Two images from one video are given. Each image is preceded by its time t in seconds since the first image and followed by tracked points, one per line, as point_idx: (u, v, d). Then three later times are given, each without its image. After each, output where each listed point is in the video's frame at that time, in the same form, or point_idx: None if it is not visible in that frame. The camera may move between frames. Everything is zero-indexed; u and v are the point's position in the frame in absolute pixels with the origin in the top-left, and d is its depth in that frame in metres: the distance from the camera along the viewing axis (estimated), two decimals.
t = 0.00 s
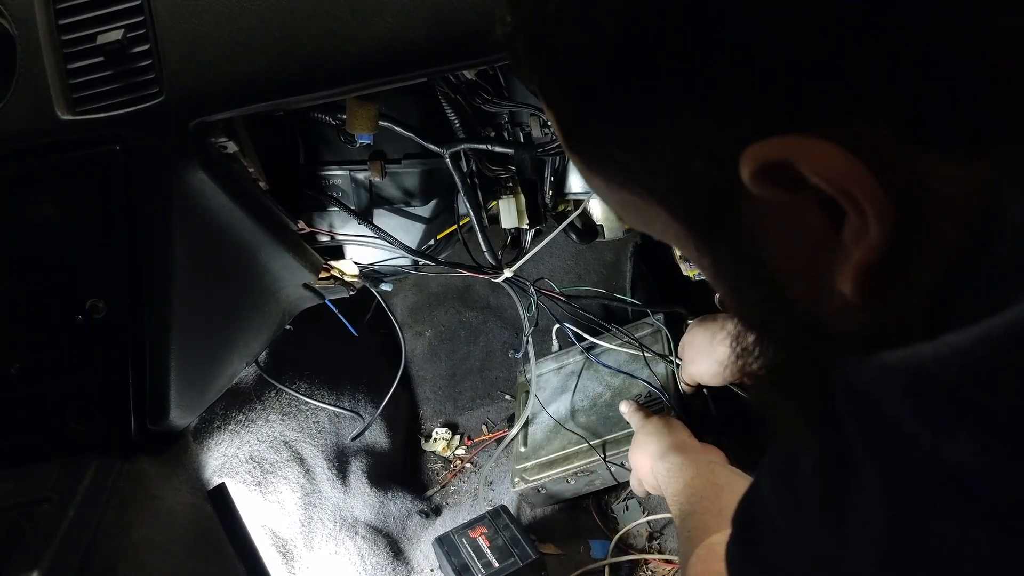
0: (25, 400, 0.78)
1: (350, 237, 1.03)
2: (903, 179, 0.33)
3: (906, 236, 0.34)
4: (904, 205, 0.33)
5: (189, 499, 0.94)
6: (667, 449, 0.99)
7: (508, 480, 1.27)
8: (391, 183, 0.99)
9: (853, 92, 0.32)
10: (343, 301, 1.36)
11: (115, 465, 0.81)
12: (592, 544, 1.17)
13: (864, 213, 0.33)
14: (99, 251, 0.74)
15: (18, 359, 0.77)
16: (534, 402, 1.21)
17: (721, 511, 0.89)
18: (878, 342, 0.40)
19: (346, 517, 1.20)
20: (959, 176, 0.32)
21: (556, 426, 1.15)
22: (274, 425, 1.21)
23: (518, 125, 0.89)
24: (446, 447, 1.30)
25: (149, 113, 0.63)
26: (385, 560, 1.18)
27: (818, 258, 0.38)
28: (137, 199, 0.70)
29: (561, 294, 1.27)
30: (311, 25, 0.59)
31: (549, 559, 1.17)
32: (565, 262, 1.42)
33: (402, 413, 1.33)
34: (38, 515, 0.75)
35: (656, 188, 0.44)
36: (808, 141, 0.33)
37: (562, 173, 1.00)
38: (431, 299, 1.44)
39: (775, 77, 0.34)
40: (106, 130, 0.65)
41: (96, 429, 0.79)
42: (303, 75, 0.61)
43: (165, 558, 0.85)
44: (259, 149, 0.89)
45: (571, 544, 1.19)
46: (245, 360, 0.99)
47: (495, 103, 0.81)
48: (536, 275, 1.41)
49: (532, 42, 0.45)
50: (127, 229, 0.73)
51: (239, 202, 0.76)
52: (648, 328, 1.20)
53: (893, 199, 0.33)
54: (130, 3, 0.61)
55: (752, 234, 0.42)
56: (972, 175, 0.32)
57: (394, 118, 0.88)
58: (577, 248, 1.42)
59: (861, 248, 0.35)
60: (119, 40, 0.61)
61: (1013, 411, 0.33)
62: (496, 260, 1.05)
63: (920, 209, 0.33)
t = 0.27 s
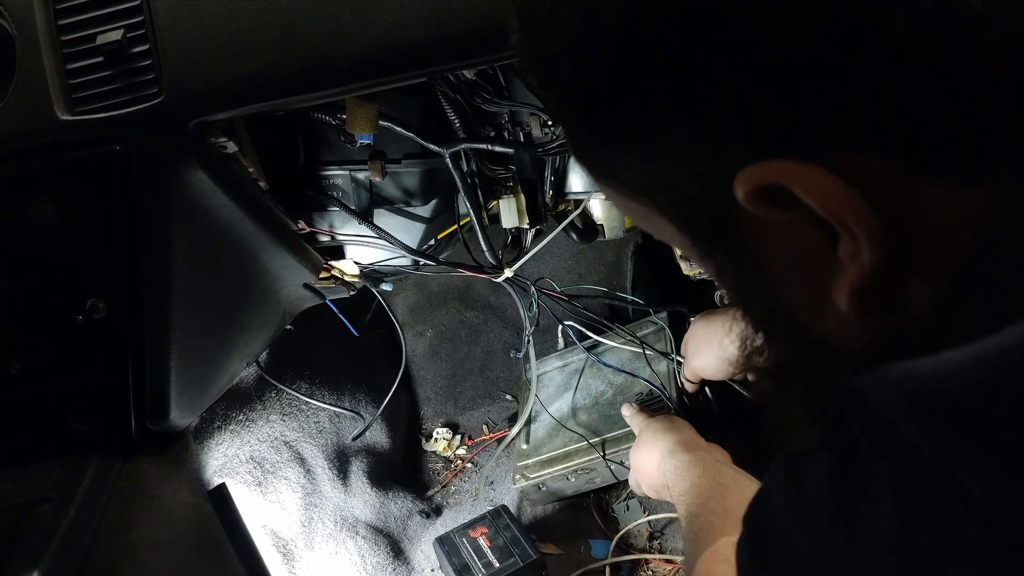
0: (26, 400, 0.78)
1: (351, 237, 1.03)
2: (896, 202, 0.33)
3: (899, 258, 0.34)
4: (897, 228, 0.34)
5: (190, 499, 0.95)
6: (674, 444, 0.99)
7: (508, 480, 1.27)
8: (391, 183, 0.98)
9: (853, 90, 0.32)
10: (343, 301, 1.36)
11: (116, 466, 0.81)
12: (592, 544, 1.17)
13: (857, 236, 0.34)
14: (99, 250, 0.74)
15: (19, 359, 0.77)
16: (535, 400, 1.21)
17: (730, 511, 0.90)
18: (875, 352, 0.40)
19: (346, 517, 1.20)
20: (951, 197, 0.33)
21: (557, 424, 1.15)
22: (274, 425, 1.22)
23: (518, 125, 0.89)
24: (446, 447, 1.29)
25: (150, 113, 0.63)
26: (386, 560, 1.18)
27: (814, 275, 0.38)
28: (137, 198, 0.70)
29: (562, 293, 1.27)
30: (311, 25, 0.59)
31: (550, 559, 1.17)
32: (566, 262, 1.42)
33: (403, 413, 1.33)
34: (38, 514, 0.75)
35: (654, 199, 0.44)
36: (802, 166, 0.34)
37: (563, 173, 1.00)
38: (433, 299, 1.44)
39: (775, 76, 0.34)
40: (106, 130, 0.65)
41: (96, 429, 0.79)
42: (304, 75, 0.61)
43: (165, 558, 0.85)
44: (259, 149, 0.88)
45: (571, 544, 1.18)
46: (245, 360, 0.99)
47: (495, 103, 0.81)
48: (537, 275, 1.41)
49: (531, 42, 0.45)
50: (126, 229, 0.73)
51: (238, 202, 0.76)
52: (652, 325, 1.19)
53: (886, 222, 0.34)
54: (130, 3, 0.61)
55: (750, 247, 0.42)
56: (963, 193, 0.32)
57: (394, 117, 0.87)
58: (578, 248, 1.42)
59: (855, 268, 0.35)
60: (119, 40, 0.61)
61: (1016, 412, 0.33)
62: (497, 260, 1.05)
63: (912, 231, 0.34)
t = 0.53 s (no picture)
0: (27, 399, 0.78)
1: (351, 237, 1.03)
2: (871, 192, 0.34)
3: (873, 243, 0.35)
4: (871, 214, 0.34)
5: (190, 499, 0.95)
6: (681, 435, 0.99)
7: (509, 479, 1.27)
8: (392, 182, 0.98)
9: (853, 90, 0.32)
10: (344, 301, 1.36)
11: (116, 465, 0.81)
12: (593, 543, 1.17)
13: (830, 222, 0.35)
14: (99, 250, 0.75)
15: (19, 359, 0.77)
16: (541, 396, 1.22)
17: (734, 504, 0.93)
18: (859, 340, 0.41)
19: (347, 517, 1.20)
20: (930, 190, 0.32)
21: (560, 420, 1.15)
22: (275, 425, 1.22)
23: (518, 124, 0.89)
24: (447, 447, 1.29)
25: (150, 113, 0.64)
26: (386, 559, 1.18)
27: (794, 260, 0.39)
28: (137, 198, 0.70)
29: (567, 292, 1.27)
30: (312, 25, 0.59)
31: (550, 558, 1.17)
32: (567, 261, 1.42)
33: (404, 413, 1.33)
34: (39, 514, 0.75)
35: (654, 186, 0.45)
36: (778, 155, 0.35)
37: (563, 172, 1.00)
38: (433, 299, 1.43)
39: (776, 76, 0.33)
40: (106, 130, 0.65)
41: (96, 429, 0.80)
42: (304, 75, 0.61)
43: (164, 558, 0.85)
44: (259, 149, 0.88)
45: (572, 543, 1.19)
46: (245, 360, 0.99)
47: (495, 103, 0.81)
48: (537, 275, 1.41)
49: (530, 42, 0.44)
50: (126, 229, 0.73)
51: (238, 202, 0.76)
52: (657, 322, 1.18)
53: (858, 209, 0.34)
54: (130, 3, 0.61)
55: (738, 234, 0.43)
56: (945, 191, 0.32)
57: (394, 117, 0.87)
58: (578, 247, 1.42)
59: (828, 255, 0.36)
60: (119, 40, 0.61)
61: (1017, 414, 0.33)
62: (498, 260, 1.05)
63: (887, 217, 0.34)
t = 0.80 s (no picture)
0: (27, 399, 0.78)
1: (352, 237, 1.03)
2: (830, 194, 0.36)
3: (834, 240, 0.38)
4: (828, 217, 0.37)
5: (191, 499, 0.94)
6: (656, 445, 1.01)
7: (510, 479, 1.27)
8: (392, 182, 0.98)
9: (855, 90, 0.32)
10: (344, 301, 1.36)
11: (116, 465, 0.81)
12: (593, 543, 1.18)
13: (795, 228, 0.37)
14: (99, 250, 0.75)
15: (19, 359, 0.77)
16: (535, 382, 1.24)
17: (713, 515, 0.93)
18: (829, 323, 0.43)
19: (347, 517, 1.20)
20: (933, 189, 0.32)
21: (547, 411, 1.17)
22: (276, 425, 1.22)
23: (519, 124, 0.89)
24: (447, 447, 1.29)
25: (150, 112, 0.63)
26: (387, 560, 1.18)
27: (763, 259, 0.42)
28: (137, 198, 0.70)
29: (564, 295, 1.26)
30: (312, 25, 0.59)
31: (551, 558, 1.17)
32: (567, 261, 1.42)
33: (405, 413, 1.33)
34: (39, 514, 0.75)
35: (634, 185, 0.47)
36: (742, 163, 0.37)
37: (564, 172, 1.00)
38: (434, 299, 1.41)
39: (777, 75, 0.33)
40: (107, 130, 0.65)
41: (96, 429, 0.79)
42: (306, 75, 0.61)
43: (165, 558, 0.85)
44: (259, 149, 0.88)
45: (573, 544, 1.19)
46: (245, 360, 0.99)
47: (495, 103, 0.81)
48: (538, 275, 1.40)
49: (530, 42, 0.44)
50: (126, 229, 0.73)
51: (239, 202, 0.76)
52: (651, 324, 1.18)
53: (818, 211, 0.37)
54: (130, 3, 0.61)
55: (710, 234, 0.45)
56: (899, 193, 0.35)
57: (395, 117, 0.87)
58: (579, 248, 1.42)
59: (796, 257, 0.38)
60: (119, 40, 0.61)
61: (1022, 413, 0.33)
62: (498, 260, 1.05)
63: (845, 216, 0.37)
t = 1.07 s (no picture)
0: (27, 399, 0.78)
1: (353, 237, 1.03)
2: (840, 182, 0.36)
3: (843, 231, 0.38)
4: (835, 208, 0.37)
5: (191, 499, 0.93)
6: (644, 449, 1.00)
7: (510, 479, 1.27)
8: (393, 182, 0.99)
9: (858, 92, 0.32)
10: (345, 301, 1.36)
11: (117, 465, 0.81)
12: (593, 543, 1.18)
13: (803, 220, 0.37)
14: (100, 249, 0.74)
15: (20, 359, 0.77)
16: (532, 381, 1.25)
17: (708, 517, 0.92)
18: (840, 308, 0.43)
19: (347, 517, 1.20)
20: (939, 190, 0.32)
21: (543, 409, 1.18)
22: (277, 424, 1.21)
23: (520, 124, 0.90)
24: (448, 447, 1.29)
25: (152, 112, 0.63)
26: (387, 559, 1.19)
27: (772, 248, 0.42)
28: (139, 197, 0.70)
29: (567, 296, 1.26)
30: (316, 24, 0.59)
31: (552, 559, 1.17)
32: (568, 262, 1.42)
33: (405, 413, 1.33)
34: (39, 514, 0.75)
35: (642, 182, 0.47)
36: (753, 154, 0.37)
37: (566, 171, 0.98)
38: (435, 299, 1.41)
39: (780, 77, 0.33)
40: (108, 129, 0.65)
41: (97, 429, 0.79)
42: (309, 75, 0.61)
43: (166, 558, 0.84)
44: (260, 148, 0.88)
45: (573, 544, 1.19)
46: (246, 360, 0.99)
47: (497, 102, 0.82)
48: (538, 276, 1.40)
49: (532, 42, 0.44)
50: (128, 228, 0.73)
51: (240, 201, 0.76)
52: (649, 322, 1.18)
53: (827, 204, 0.37)
54: (132, 2, 0.61)
55: (720, 222, 0.45)
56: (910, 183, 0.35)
57: (397, 116, 0.87)
58: (579, 248, 1.42)
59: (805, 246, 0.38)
60: (121, 39, 0.61)
61: None
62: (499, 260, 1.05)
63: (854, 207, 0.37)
